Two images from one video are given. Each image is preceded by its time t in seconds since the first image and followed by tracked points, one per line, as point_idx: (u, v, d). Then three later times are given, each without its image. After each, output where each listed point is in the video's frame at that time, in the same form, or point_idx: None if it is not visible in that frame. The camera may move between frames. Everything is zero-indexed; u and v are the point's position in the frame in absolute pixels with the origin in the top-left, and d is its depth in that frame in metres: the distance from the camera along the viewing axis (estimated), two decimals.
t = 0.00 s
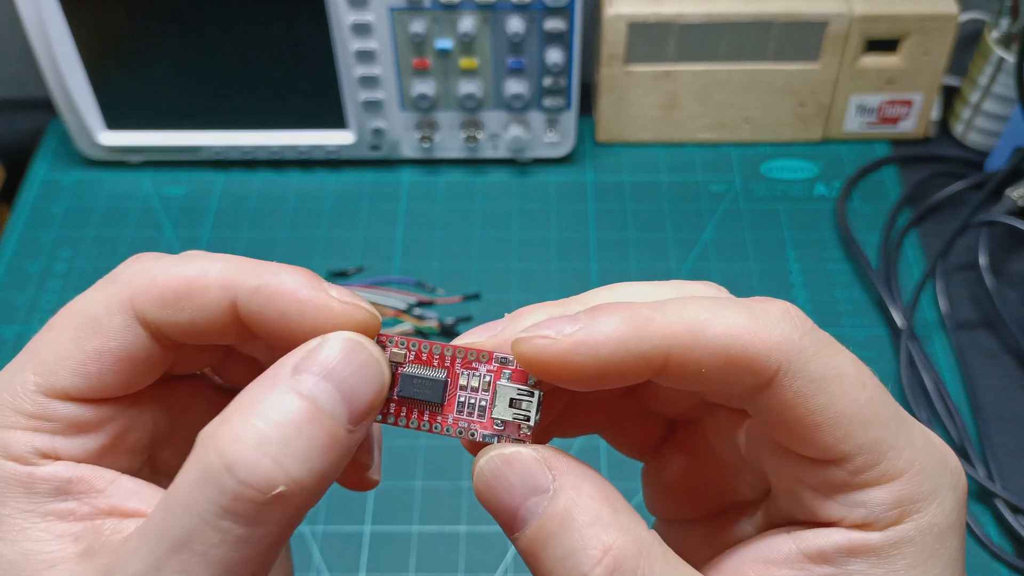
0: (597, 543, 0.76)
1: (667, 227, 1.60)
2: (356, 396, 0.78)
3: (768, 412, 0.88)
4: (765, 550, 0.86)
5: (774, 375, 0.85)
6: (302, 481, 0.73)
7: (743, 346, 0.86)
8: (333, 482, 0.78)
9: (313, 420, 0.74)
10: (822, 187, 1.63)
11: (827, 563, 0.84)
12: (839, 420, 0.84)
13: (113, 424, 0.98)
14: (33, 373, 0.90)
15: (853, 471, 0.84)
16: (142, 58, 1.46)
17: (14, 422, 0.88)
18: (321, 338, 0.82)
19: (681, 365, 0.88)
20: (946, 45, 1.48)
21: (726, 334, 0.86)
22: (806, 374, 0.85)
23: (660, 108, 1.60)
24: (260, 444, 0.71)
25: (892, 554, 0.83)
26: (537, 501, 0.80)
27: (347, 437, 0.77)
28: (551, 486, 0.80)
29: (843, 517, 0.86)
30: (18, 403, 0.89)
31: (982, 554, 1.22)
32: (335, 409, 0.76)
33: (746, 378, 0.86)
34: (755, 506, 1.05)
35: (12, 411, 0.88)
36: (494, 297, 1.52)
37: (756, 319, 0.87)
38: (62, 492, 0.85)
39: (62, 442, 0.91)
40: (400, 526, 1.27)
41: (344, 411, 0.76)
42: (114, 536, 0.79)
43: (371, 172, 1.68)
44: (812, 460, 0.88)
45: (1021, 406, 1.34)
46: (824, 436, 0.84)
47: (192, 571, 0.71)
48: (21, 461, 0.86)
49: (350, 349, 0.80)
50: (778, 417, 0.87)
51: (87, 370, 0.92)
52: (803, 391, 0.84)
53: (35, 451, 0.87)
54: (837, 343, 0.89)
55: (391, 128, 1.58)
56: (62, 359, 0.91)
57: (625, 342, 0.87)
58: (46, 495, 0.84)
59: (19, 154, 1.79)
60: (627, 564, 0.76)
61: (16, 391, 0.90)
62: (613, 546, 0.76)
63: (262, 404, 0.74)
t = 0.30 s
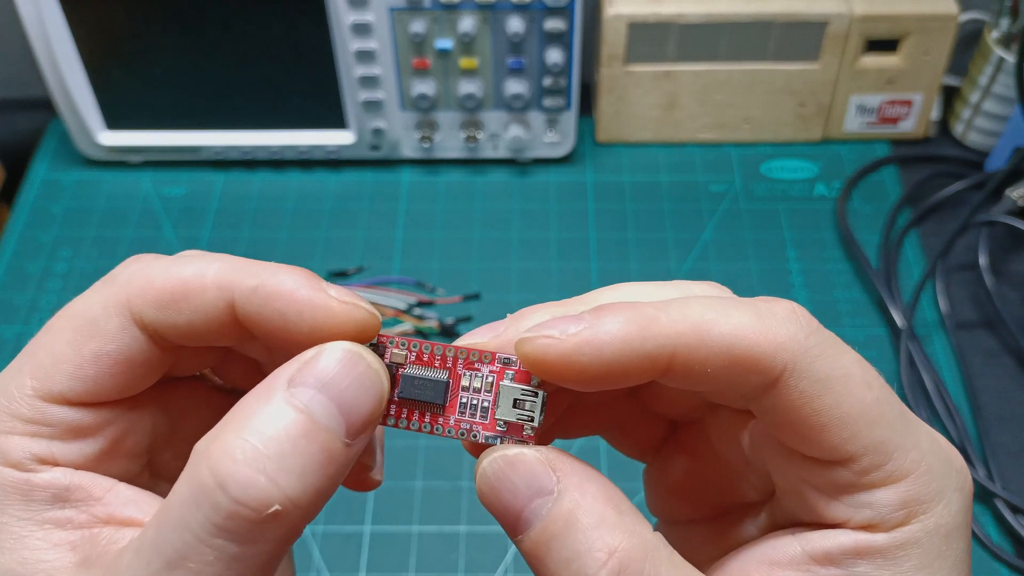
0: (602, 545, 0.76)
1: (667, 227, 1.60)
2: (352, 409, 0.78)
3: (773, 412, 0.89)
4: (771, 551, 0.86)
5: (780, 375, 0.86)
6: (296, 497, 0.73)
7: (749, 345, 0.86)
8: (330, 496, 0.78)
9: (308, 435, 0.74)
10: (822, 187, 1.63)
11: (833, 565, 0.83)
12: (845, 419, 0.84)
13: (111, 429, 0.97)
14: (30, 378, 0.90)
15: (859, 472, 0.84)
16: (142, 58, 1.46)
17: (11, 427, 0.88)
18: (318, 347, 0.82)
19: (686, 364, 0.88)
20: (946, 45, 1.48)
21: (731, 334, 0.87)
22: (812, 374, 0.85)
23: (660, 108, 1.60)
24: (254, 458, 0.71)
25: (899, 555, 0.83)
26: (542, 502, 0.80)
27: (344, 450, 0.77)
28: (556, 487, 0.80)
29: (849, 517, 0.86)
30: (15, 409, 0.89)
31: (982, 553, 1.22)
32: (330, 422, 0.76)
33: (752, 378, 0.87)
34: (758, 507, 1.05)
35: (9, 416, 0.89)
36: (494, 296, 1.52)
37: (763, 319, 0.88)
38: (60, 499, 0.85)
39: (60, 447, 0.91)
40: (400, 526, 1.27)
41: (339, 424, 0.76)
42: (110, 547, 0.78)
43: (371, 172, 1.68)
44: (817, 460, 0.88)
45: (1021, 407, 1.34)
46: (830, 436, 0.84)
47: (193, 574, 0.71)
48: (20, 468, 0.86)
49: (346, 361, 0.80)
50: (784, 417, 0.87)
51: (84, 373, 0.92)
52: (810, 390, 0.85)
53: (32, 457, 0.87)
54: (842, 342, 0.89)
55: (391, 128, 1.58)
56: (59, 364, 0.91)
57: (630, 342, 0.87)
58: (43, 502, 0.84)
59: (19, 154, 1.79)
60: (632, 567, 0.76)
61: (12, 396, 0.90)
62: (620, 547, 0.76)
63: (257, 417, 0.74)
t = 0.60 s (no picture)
0: (611, 535, 0.76)
1: (667, 227, 1.60)
2: (302, 411, 0.77)
3: (777, 401, 0.90)
4: (774, 544, 0.87)
5: (784, 361, 0.87)
6: (244, 503, 0.72)
7: (754, 331, 0.88)
8: (279, 499, 0.77)
9: (255, 439, 0.73)
10: (822, 187, 1.63)
11: (837, 557, 0.84)
12: (846, 407, 0.85)
13: (104, 437, 0.97)
14: (23, 388, 0.92)
15: (863, 460, 0.85)
16: (142, 58, 1.46)
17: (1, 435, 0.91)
18: (272, 347, 0.80)
19: (692, 349, 0.90)
20: (946, 45, 1.48)
21: (736, 319, 0.89)
22: (813, 360, 0.87)
23: (660, 108, 1.60)
24: (197, 463, 0.70)
25: (903, 546, 0.83)
26: (550, 492, 0.79)
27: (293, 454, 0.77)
28: (564, 477, 0.79)
29: (852, 508, 0.86)
30: (8, 417, 0.91)
31: (982, 554, 1.22)
32: (278, 425, 0.75)
33: (754, 364, 0.88)
34: (759, 502, 1.05)
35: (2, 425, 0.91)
36: (494, 296, 1.52)
37: (768, 308, 0.90)
38: (40, 511, 0.87)
39: (49, 458, 0.93)
40: (400, 526, 1.27)
41: (283, 429, 0.75)
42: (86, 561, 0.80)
43: (371, 172, 1.68)
44: (820, 450, 0.88)
45: (1022, 407, 1.34)
46: (834, 422, 0.85)
47: None
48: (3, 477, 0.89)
49: (300, 363, 0.79)
50: (787, 403, 0.88)
51: (75, 383, 0.93)
52: (812, 375, 0.86)
53: (21, 468, 0.90)
54: (844, 332, 0.91)
55: (391, 128, 1.58)
56: (52, 374, 0.92)
57: (635, 326, 0.89)
58: (24, 514, 0.87)
59: (19, 154, 1.79)
60: (643, 557, 0.76)
61: (6, 405, 0.91)
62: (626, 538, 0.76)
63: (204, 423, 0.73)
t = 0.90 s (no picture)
0: (633, 518, 0.77)
1: (667, 227, 1.60)
2: (365, 488, 0.79)
3: (775, 388, 0.92)
4: (775, 534, 0.90)
5: (782, 348, 0.90)
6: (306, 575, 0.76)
7: (754, 318, 0.91)
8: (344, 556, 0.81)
9: (316, 517, 0.76)
10: (822, 186, 1.63)
11: (838, 546, 0.86)
12: (842, 392, 0.88)
13: (103, 467, 0.95)
14: (16, 429, 0.90)
15: (860, 447, 0.88)
16: (142, 59, 1.46)
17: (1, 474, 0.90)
18: (337, 413, 0.82)
19: (692, 337, 0.93)
20: (946, 45, 1.48)
21: (735, 306, 0.92)
22: (810, 345, 0.90)
23: (660, 108, 1.60)
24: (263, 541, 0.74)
25: (902, 533, 0.86)
26: (568, 475, 0.78)
27: (355, 522, 0.79)
28: (582, 461, 0.78)
29: (851, 497, 0.89)
30: (6, 458, 0.90)
31: (982, 554, 1.22)
32: (340, 504, 0.77)
33: (752, 350, 0.91)
34: (756, 496, 1.07)
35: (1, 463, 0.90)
36: (494, 296, 1.52)
37: (765, 293, 0.92)
38: (57, 545, 0.88)
39: (53, 493, 0.91)
40: (400, 526, 1.27)
41: (346, 503, 0.78)
42: None
43: (371, 171, 1.68)
44: (818, 438, 0.91)
45: (1022, 407, 1.34)
46: (836, 408, 0.88)
47: None
48: (14, 516, 0.88)
49: (361, 433, 0.80)
50: (785, 390, 0.91)
51: (67, 421, 0.92)
52: (809, 360, 0.89)
53: (27, 505, 0.89)
54: (842, 321, 0.93)
55: (391, 128, 1.58)
56: (42, 414, 0.91)
57: (635, 314, 0.93)
58: (40, 548, 0.87)
59: (19, 154, 1.79)
60: (643, 555, 0.76)
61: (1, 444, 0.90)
62: (646, 531, 0.77)
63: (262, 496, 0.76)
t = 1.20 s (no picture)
0: (642, 509, 0.77)
1: (667, 227, 1.60)
2: (366, 483, 0.79)
3: (774, 384, 0.92)
4: (774, 530, 0.90)
5: (781, 344, 0.91)
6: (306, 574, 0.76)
7: (752, 315, 0.91)
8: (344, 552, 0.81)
9: (319, 514, 0.76)
10: (822, 187, 1.63)
11: (836, 540, 0.86)
12: (840, 389, 0.88)
13: (103, 460, 0.96)
14: (13, 420, 0.90)
15: (859, 442, 0.88)
16: (142, 58, 1.46)
17: None
18: (337, 409, 0.82)
19: (693, 336, 0.94)
20: (946, 45, 1.48)
21: (734, 304, 0.92)
22: (807, 343, 0.90)
23: (660, 108, 1.60)
24: (264, 538, 0.74)
25: (900, 527, 0.85)
26: (578, 468, 0.78)
27: (356, 518, 0.79)
28: (591, 453, 0.78)
29: (850, 491, 0.89)
30: (4, 450, 0.90)
31: (983, 554, 1.22)
32: (341, 499, 0.77)
33: (751, 347, 0.92)
34: (755, 495, 1.08)
35: None
36: (495, 297, 1.52)
37: (763, 290, 0.93)
38: (58, 537, 0.87)
39: (52, 486, 0.91)
40: (401, 526, 1.27)
41: (347, 499, 0.78)
42: None
43: (371, 172, 1.68)
44: (818, 433, 0.92)
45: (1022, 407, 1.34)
46: (834, 405, 0.88)
47: None
48: (14, 509, 0.87)
49: (362, 429, 0.80)
50: (783, 387, 0.91)
51: (64, 413, 0.91)
52: (807, 355, 0.90)
53: (27, 497, 0.88)
54: (841, 323, 0.93)
55: (391, 128, 1.58)
56: (38, 404, 0.91)
57: (635, 315, 0.93)
58: (42, 540, 0.87)
59: (19, 154, 1.79)
60: (643, 554, 0.76)
61: None
62: (656, 522, 0.77)
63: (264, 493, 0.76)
